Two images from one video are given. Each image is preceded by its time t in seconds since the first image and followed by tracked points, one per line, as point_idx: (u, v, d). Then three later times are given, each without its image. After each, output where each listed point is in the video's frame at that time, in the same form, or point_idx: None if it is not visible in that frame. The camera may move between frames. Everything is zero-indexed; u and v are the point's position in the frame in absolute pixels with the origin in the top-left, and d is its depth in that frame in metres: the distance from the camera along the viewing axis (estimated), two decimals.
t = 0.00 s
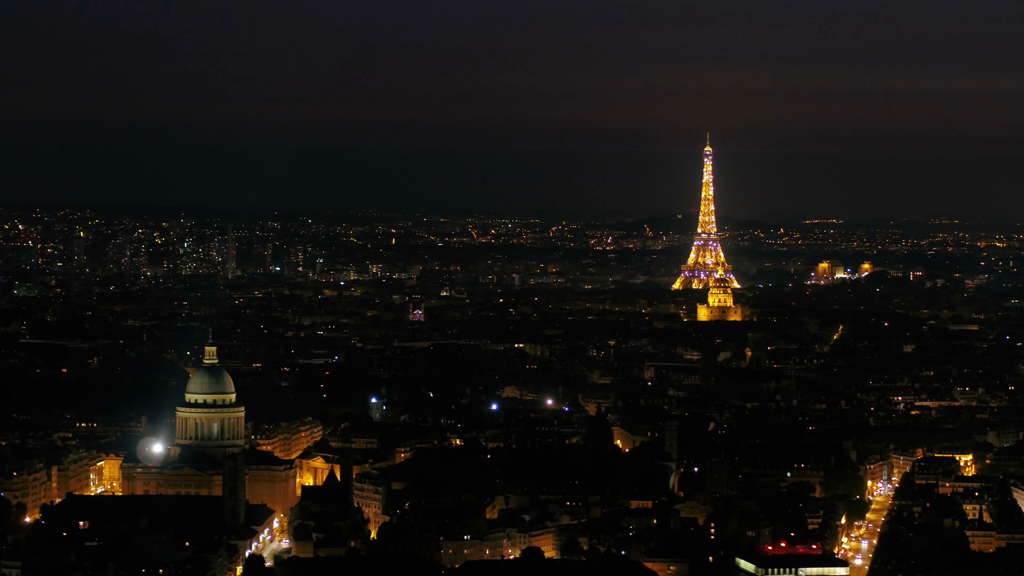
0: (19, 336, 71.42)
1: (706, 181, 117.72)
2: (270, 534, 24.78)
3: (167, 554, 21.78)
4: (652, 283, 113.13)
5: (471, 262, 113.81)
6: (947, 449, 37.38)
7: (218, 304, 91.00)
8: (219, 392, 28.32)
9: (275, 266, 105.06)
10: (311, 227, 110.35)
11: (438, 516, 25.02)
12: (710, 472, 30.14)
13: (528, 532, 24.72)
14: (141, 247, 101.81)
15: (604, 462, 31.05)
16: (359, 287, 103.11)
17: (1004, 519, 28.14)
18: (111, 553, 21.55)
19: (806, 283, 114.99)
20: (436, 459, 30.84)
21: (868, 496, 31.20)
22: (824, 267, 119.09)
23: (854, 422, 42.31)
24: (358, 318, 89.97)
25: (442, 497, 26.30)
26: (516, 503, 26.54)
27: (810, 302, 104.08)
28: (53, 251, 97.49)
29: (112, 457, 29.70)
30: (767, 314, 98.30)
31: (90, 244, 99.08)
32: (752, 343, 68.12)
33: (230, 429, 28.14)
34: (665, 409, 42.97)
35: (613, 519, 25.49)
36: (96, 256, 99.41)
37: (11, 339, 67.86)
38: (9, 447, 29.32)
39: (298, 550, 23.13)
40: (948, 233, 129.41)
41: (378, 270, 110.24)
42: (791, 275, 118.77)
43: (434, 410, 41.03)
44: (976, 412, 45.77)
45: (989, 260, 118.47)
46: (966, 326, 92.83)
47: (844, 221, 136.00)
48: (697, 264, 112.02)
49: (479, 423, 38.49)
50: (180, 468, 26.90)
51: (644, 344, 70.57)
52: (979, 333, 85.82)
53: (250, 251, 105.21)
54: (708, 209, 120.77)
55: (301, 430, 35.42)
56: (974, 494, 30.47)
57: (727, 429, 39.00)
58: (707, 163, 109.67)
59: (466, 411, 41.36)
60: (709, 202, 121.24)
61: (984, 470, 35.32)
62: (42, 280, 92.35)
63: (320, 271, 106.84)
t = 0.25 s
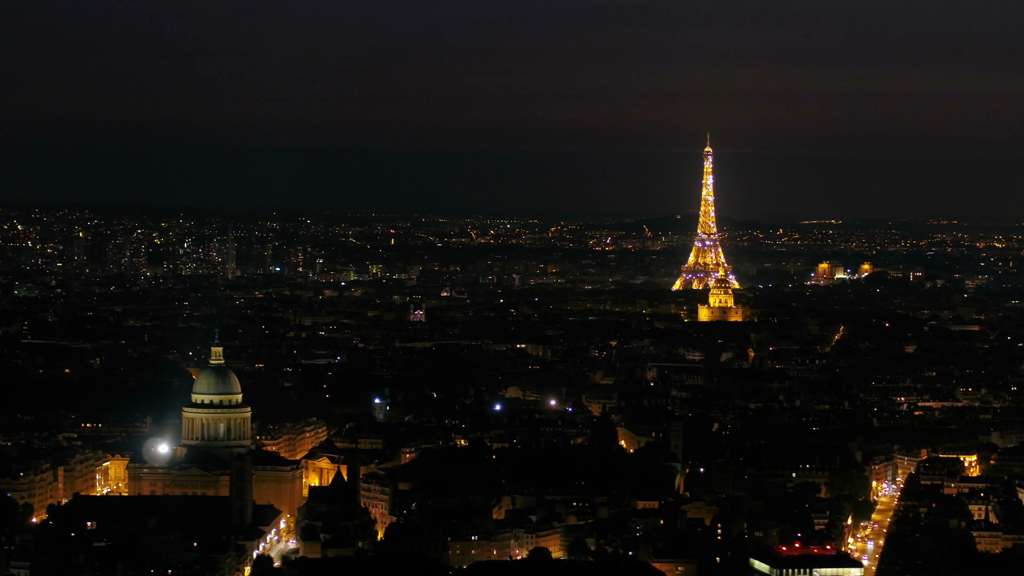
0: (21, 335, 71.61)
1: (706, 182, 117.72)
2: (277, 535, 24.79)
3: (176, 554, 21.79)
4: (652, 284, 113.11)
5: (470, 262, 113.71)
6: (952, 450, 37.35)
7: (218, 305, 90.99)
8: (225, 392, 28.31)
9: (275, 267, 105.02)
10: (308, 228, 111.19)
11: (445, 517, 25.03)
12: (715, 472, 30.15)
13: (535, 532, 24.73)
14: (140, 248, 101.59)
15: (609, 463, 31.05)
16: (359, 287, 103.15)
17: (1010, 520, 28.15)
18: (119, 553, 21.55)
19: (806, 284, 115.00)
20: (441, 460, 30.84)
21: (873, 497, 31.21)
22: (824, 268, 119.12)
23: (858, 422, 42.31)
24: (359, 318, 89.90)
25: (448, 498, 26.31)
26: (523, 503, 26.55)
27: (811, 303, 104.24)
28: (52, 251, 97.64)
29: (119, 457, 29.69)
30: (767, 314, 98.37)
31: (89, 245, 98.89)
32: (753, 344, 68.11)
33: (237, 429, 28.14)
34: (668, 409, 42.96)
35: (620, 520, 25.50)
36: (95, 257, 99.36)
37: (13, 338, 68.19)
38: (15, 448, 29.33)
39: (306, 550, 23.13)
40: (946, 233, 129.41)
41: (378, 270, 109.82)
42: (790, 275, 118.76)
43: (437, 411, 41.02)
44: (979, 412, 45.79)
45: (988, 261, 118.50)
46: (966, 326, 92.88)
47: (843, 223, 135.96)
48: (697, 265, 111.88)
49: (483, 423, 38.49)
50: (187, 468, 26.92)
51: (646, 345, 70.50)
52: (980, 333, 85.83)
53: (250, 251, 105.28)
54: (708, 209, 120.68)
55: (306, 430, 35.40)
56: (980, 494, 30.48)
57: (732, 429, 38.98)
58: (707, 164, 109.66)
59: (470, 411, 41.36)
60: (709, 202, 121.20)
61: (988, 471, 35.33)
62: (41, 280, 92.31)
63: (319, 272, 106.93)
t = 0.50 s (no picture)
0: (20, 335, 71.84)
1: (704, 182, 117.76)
2: (282, 535, 24.78)
3: (183, 555, 21.78)
4: (649, 285, 113.11)
5: (468, 262, 113.67)
6: (953, 451, 37.36)
7: (217, 305, 91.03)
8: (230, 393, 28.31)
9: (273, 266, 104.88)
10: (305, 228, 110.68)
11: (451, 517, 25.02)
12: (719, 473, 30.16)
13: (541, 533, 24.73)
14: (138, 249, 101.83)
15: (613, 464, 31.05)
16: (357, 288, 103.19)
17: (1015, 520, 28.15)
18: (126, 553, 21.55)
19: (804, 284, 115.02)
20: (445, 460, 30.84)
21: (877, 497, 31.22)
22: (822, 268, 119.19)
23: (860, 423, 42.31)
24: (357, 319, 89.87)
25: (453, 499, 26.31)
26: (528, 504, 26.56)
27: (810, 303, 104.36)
28: (49, 251, 97.31)
29: (123, 458, 29.69)
30: (766, 315, 98.38)
31: (87, 245, 99.07)
32: (753, 345, 68.12)
33: (242, 430, 28.13)
34: (670, 410, 42.96)
35: (626, 521, 25.51)
36: (93, 257, 99.27)
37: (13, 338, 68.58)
38: (19, 448, 29.34)
39: (312, 550, 23.13)
40: (942, 234, 129.46)
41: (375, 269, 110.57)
42: (788, 276, 118.78)
43: (440, 411, 41.04)
44: (980, 413, 45.81)
45: (986, 262, 118.52)
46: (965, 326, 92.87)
47: (839, 223, 135.98)
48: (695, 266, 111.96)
49: (486, 424, 38.49)
50: (192, 469, 26.93)
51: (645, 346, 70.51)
52: (979, 335, 85.83)
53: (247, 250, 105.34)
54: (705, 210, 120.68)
55: (309, 431, 35.40)
56: (983, 495, 30.48)
57: (734, 430, 38.98)
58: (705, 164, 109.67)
59: (472, 412, 41.38)
60: (706, 203, 121.21)
61: (991, 471, 35.32)
62: (39, 281, 92.29)
63: (317, 272, 106.54)
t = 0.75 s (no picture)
0: (19, 335, 72.05)
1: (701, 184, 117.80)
2: (286, 536, 24.77)
3: (188, 556, 21.79)
4: (647, 285, 113.09)
5: (465, 263, 113.60)
6: (955, 451, 37.37)
7: (215, 305, 90.97)
8: (234, 394, 28.30)
9: (270, 268, 104.23)
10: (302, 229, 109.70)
11: (455, 517, 25.03)
12: (721, 473, 30.16)
13: (545, 534, 24.73)
14: (134, 250, 101.90)
15: (616, 465, 31.04)
16: (355, 288, 103.13)
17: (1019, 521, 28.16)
18: (132, 554, 21.55)
19: (801, 285, 115.00)
20: (448, 461, 30.85)
21: (878, 499, 31.21)
22: (819, 269, 119.20)
23: (861, 423, 42.30)
24: (356, 320, 89.83)
25: (457, 499, 26.32)
26: (532, 504, 26.57)
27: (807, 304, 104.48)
28: (46, 252, 96.96)
29: (126, 458, 29.67)
30: (764, 316, 98.36)
31: (84, 246, 99.02)
32: (751, 346, 68.09)
33: (245, 430, 28.12)
34: (671, 411, 42.94)
35: (630, 522, 25.52)
36: (90, 258, 99.19)
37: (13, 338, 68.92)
38: (22, 448, 29.35)
39: (318, 551, 23.14)
40: (939, 235, 129.46)
41: (371, 271, 109.87)
42: (785, 277, 118.73)
43: (440, 412, 41.03)
44: (981, 414, 45.81)
45: (983, 263, 118.52)
46: (963, 327, 92.82)
47: (834, 224, 135.96)
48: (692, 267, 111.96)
49: (487, 425, 38.49)
50: (196, 470, 26.94)
51: (645, 347, 70.47)
52: (977, 336, 85.82)
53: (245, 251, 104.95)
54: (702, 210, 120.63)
55: (311, 431, 35.39)
56: (986, 496, 30.49)
57: (735, 430, 38.96)
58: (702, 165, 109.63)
59: (472, 413, 41.37)
60: (703, 203, 121.20)
61: (992, 472, 35.31)
62: (37, 281, 92.26)
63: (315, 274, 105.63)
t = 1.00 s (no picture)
0: (18, 335, 72.49)
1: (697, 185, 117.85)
2: (289, 536, 24.77)
3: (193, 556, 21.79)
4: (642, 286, 113.11)
5: (460, 264, 113.57)
6: (955, 452, 37.40)
7: (211, 306, 91.04)
8: (236, 394, 28.29)
9: (265, 269, 104.41)
10: (297, 229, 108.71)
11: (458, 518, 25.04)
12: (723, 474, 30.17)
13: (549, 534, 24.74)
14: (129, 250, 101.82)
15: (618, 465, 31.04)
16: (351, 289, 103.11)
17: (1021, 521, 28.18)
18: (137, 555, 21.55)
19: (795, 286, 115.04)
20: (450, 462, 30.86)
21: (879, 500, 31.23)
22: (814, 269, 119.24)
23: (861, 424, 42.32)
24: (352, 320, 89.84)
25: (460, 500, 26.32)
26: (535, 505, 26.57)
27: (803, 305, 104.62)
28: (40, 252, 96.62)
29: (128, 459, 29.67)
30: (759, 316, 98.39)
31: (80, 246, 99.00)
32: (749, 347, 68.10)
33: (248, 431, 28.11)
34: (670, 411, 42.95)
35: (634, 522, 25.53)
36: (86, 259, 99.10)
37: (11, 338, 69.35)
38: (24, 449, 29.34)
39: (321, 551, 23.12)
40: (932, 235, 129.50)
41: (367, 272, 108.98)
42: (780, 278, 118.77)
43: (439, 413, 41.04)
44: (980, 415, 45.82)
45: (977, 263, 118.59)
46: (959, 328, 92.87)
47: (827, 225, 135.98)
48: (687, 268, 112.03)
49: (488, 426, 38.50)
50: (198, 471, 26.95)
51: (641, 348, 70.48)
52: (973, 337, 85.86)
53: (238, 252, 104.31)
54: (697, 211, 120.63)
55: (311, 432, 35.37)
56: (988, 497, 30.51)
57: (735, 431, 38.97)
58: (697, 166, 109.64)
59: (471, 413, 41.38)
60: (698, 204, 121.22)
61: (993, 473, 35.32)
62: (33, 282, 92.26)
63: (309, 274, 106.03)
